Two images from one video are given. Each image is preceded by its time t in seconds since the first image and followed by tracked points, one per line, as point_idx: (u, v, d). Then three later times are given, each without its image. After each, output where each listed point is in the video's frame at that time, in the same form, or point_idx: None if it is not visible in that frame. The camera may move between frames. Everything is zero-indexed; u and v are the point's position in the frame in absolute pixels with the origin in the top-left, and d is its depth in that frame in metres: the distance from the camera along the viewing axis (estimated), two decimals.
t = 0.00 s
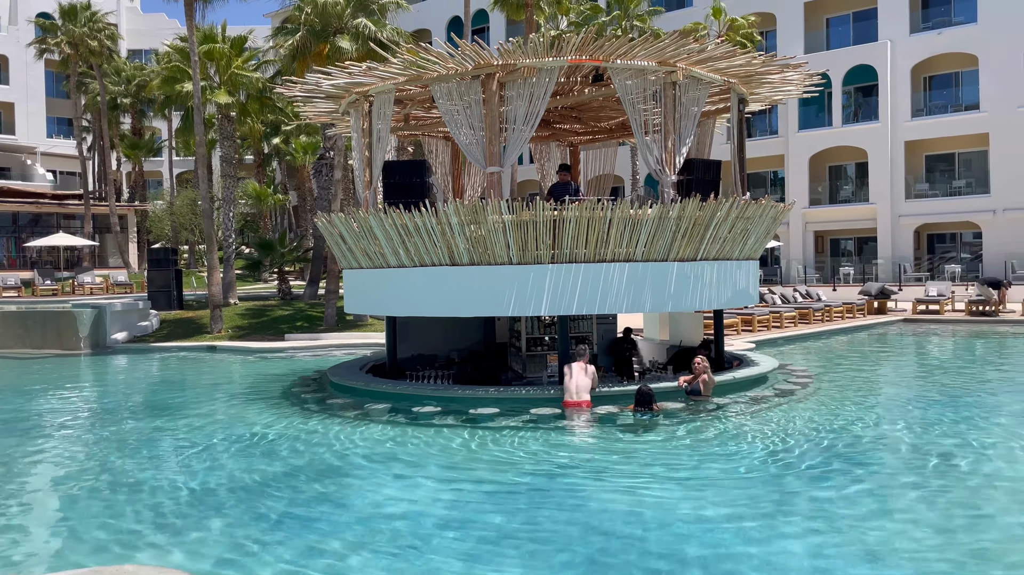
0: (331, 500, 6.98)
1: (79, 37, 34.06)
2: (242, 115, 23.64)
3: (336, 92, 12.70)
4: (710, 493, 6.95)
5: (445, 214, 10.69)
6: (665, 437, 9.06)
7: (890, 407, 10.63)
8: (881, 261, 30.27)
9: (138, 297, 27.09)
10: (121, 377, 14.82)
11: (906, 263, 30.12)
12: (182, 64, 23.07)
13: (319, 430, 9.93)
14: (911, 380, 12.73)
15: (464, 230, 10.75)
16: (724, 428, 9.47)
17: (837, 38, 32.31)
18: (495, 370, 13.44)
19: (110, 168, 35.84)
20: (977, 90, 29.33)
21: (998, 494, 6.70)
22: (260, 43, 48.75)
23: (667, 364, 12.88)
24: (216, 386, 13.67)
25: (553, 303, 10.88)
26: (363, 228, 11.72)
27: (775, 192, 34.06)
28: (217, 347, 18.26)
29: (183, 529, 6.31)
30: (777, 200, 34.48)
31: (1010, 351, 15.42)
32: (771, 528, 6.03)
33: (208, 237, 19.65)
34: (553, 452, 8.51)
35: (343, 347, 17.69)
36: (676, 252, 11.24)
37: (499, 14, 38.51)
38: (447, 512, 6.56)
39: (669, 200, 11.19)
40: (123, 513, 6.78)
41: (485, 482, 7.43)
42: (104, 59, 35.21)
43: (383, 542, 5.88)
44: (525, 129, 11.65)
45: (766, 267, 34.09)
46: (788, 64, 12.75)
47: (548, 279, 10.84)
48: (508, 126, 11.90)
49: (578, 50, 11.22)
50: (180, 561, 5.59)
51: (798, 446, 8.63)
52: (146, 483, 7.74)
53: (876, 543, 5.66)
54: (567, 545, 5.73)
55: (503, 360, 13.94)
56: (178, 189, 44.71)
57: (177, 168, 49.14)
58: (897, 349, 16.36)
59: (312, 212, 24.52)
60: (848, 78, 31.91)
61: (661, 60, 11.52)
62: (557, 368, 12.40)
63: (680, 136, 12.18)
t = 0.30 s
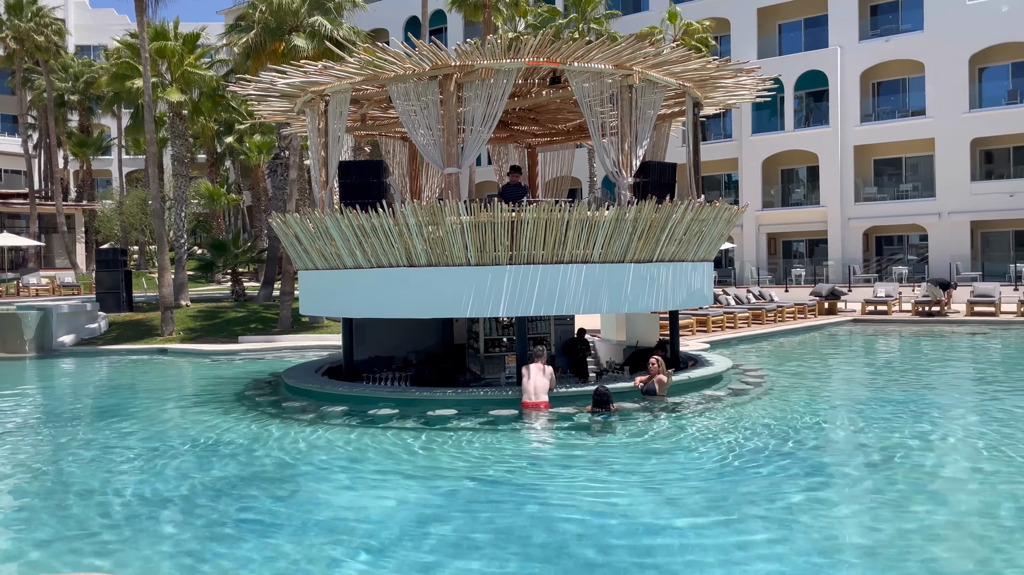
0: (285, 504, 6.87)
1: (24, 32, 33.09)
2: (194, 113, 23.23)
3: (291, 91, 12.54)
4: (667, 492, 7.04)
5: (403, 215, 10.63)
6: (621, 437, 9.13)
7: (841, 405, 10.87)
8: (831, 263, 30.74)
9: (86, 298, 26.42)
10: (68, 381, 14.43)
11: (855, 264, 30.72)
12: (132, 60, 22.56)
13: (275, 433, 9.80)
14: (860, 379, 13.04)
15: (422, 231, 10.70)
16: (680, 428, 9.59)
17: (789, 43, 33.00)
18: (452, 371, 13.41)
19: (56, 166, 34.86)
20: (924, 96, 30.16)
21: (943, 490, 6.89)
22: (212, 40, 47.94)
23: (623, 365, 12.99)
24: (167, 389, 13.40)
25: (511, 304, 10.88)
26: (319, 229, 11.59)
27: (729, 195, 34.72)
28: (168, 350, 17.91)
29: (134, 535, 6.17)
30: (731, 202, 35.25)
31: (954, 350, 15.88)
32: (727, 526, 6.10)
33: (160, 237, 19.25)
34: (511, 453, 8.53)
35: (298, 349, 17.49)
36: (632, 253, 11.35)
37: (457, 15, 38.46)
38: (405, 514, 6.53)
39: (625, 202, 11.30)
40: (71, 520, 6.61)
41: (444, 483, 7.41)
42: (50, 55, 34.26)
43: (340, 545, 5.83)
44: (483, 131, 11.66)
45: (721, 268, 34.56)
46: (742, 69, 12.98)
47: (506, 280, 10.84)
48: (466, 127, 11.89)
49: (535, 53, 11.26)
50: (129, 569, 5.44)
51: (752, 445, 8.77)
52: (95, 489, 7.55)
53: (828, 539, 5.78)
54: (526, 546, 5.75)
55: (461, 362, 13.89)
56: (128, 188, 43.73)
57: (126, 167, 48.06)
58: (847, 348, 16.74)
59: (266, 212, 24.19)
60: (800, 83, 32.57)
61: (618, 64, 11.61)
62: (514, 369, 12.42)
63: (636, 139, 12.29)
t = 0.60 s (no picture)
0: (238, 509, 6.76)
1: None
2: (145, 111, 22.77)
3: (245, 89, 12.34)
4: (624, 492, 7.08)
5: (360, 215, 10.52)
6: (579, 438, 9.17)
7: (792, 404, 11.07)
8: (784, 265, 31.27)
9: (30, 300, 25.66)
10: (11, 385, 13.99)
11: (807, 265, 31.44)
12: (80, 56, 22.01)
13: (228, 437, 9.62)
14: (812, 378, 13.30)
15: (379, 231, 10.61)
16: (637, 428, 9.66)
17: (743, 48, 33.53)
18: (410, 373, 13.33)
19: None
20: (873, 101, 30.86)
21: (891, 487, 7.05)
22: (164, 36, 47.01)
23: (581, 366, 13.05)
24: (116, 393, 13.08)
25: (469, 306, 10.85)
26: (273, 229, 11.42)
27: (685, 197, 35.20)
28: (117, 352, 17.47)
29: (81, 542, 6.00)
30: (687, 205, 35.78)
31: (901, 350, 16.28)
32: (682, 525, 6.17)
33: (109, 237, 18.78)
34: (469, 455, 8.51)
35: (253, 352, 17.22)
36: (589, 255, 11.42)
37: (414, 15, 38.32)
38: (361, 518, 6.47)
39: (583, 204, 11.37)
40: (14, 527, 6.40)
41: (400, 486, 7.35)
42: None
43: (294, 550, 5.74)
44: (441, 131, 11.62)
45: (677, 269, 34.95)
46: (697, 72, 13.13)
47: (464, 281, 10.81)
48: (423, 127, 11.82)
49: (493, 54, 11.26)
50: None
51: (707, 444, 8.88)
52: (39, 496, 7.33)
53: (781, 536, 5.88)
54: (483, 548, 5.73)
55: (419, 363, 13.80)
56: (75, 187, 42.63)
57: (74, 165, 46.86)
58: (799, 348, 17.05)
59: (219, 212, 23.78)
60: (754, 87, 33.13)
61: (575, 66, 11.66)
62: (472, 371, 12.39)
63: (593, 141, 12.36)
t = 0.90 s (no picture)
0: (191, 514, 6.62)
1: None
2: (94, 108, 22.22)
3: (198, 86, 12.11)
4: (582, 491, 7.13)
5: (316, 216, 10.40)
6: (537, 439, 9.19)
7: (747, 404, 11.24)
8: (739, 266, 31.60)
9: None
10: None
11: (761, 268, 31.53)
12: (26, 51, 21.39)
13: (180, 441, 9.43)
14: (765, 378, 13.52)
15: (336, 232, 10.50)
16: (595, 428, 9.73)
17: (699, 53, 33.99)
18: (367, 375, 13.22)
19: None
20: (824, 106, 31.51)
21: (843, 484, 7.21)
22: (114, 32, 45.92)
23: (539, 367, 13.09)
24: (63, 397, 12.72)
25: (428, 307, 10.80)
26: (227, 229, 11.23)
27: (642, 199, 35.50)
28: (65, 356, 16.99)
29: (27, 549, 5.84)
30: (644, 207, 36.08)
31: (852, 350, 16.65)
32: (640, 525, 6.22)
33: (56, 236, 18.26)
34: (427, 457, 8.48)
35: (206, 354, 16.91)
36: (547, 257, 11.46)
37: (372, 15, 38.05)
38: (319, 521, 6.40)
39: (541, 206, 11.42)
40: None
41: (358, 489, 7.29)
42: None
43: (250, 554, 5.65)
44: (399, 132, 11.54)
45: (634, 270, 35.19)
46: (654, 76, 13.27)
47: (422, 282, 10.75)
48: (381, 128, 11.73)
49: (451, 55, 11.24)
50: None
51: (664, 443, 8.98)
52: None
53: (737, 534, 5.96)
54: (441, 549, 5.72)
55: (376, 365, 13.68)
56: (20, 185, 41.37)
57: (19, 163, 45.50)
58: (753, 349, 17.32)
59: (172, 212, 23.30)
60: (709, 91, 33.58)
61: (534, 68, 11.69)
62: (431, 372, 12.34)
63: (552, 143, 12.41)
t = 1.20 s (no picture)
0: (141, 519, 6.49)
1: None
2: (41, 104, 21.64)
3: (149, 83, 11.85)
4: (540, 491, 7.15)
5: (271, 215, 10.26)
6: (495, 439, 9.19)
7: (703, 403, 11.39)
8: (694, 268, 31.96)
9: None
10: None
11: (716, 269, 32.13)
12: None
13: (130, 445, 9.21)
14: (720, 378, 13.70)
15: (291, 232, 10.36)
16: (553, 429, 9.76)
17: (656, 56, 34.35)
18: (324, 377, 13.07)
19: None
20: (777, 111, 32.10)
21: (795, 482, 7.35)
22: (61, 27, 44.74)
23: (498, 368, 13.09)
24: (7, 401, 12.34)
25: (385, 308, 10.73)
26: (179, 229, 11.02)
27: (600, 201, 35.73)
28: (9, 358, 16.47)
29: None
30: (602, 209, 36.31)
31: (804, 350, 16.98)
32: (598, 524, 6.26)
33: None
34: (384, 459, 8.42)
35: (158, 356, 16.55)
36: (506, 257, 11.48)
37: (329, 14, 37.70)
38: (274, 525, 6.32)
39: (499, 207, 11.44)
40: None
41: (313, 492, 7.21)
42: None
43: (202, 560, 5.55)
44: (356, 131, 11.46)
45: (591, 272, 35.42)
46: (611, 79, 13.37)
47: (379, 284, 10.67)
48: (338, 127, 11.62)
49: (409, 54, 11.20)
50: None
51: (622, 443, 9.05)
52: None
53: (692, 532, 6.05)
54: (398, 552, 5.69)
55: (333, 367, 13.59)
56: None
57: None
58: (709, 349, 17.55)
59: (122, 211, 22.76)
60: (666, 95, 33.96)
61: (493, 69, 11.69)
62: (388, 374, 12.26)
63: (510, 144, 12.42)
